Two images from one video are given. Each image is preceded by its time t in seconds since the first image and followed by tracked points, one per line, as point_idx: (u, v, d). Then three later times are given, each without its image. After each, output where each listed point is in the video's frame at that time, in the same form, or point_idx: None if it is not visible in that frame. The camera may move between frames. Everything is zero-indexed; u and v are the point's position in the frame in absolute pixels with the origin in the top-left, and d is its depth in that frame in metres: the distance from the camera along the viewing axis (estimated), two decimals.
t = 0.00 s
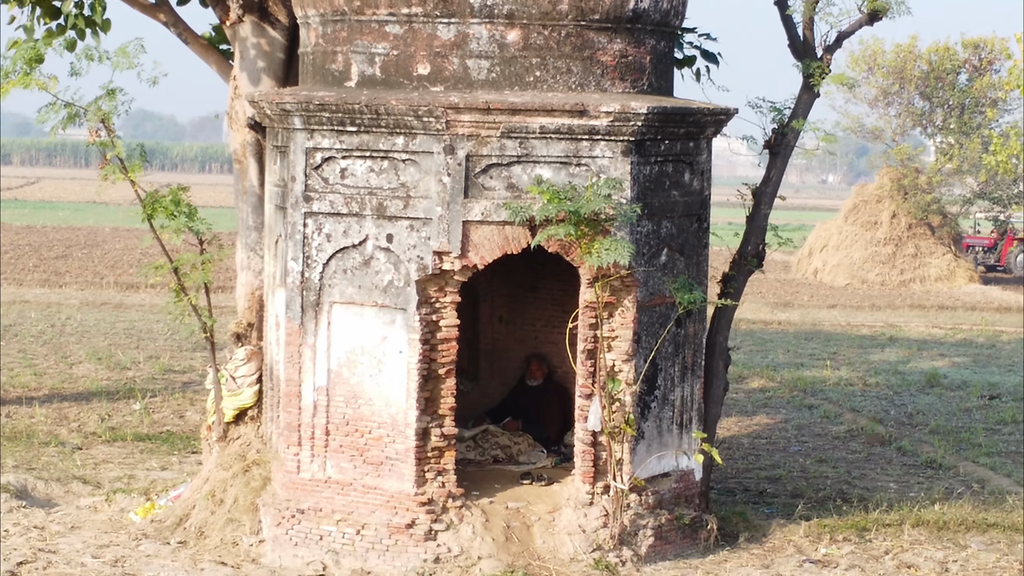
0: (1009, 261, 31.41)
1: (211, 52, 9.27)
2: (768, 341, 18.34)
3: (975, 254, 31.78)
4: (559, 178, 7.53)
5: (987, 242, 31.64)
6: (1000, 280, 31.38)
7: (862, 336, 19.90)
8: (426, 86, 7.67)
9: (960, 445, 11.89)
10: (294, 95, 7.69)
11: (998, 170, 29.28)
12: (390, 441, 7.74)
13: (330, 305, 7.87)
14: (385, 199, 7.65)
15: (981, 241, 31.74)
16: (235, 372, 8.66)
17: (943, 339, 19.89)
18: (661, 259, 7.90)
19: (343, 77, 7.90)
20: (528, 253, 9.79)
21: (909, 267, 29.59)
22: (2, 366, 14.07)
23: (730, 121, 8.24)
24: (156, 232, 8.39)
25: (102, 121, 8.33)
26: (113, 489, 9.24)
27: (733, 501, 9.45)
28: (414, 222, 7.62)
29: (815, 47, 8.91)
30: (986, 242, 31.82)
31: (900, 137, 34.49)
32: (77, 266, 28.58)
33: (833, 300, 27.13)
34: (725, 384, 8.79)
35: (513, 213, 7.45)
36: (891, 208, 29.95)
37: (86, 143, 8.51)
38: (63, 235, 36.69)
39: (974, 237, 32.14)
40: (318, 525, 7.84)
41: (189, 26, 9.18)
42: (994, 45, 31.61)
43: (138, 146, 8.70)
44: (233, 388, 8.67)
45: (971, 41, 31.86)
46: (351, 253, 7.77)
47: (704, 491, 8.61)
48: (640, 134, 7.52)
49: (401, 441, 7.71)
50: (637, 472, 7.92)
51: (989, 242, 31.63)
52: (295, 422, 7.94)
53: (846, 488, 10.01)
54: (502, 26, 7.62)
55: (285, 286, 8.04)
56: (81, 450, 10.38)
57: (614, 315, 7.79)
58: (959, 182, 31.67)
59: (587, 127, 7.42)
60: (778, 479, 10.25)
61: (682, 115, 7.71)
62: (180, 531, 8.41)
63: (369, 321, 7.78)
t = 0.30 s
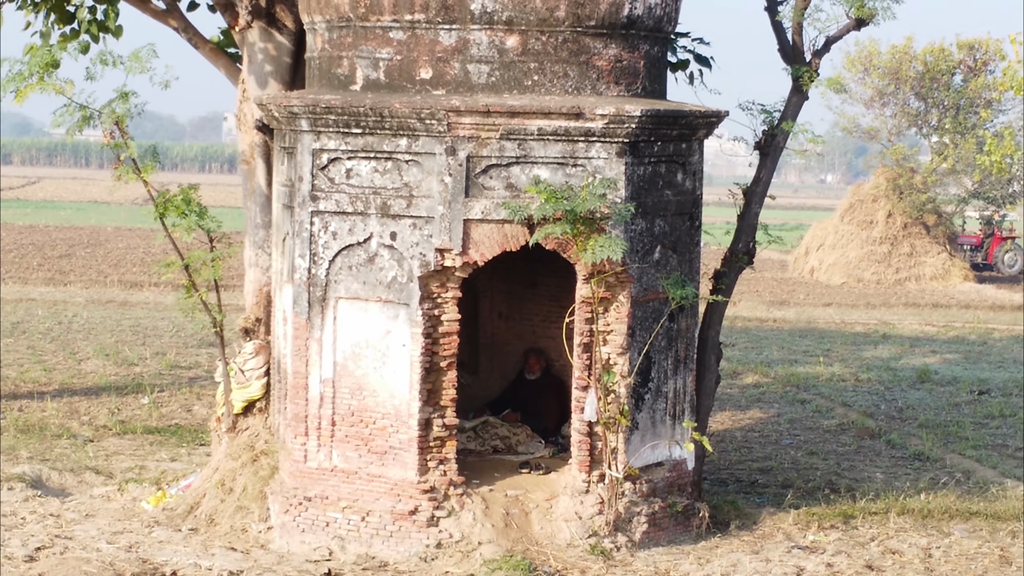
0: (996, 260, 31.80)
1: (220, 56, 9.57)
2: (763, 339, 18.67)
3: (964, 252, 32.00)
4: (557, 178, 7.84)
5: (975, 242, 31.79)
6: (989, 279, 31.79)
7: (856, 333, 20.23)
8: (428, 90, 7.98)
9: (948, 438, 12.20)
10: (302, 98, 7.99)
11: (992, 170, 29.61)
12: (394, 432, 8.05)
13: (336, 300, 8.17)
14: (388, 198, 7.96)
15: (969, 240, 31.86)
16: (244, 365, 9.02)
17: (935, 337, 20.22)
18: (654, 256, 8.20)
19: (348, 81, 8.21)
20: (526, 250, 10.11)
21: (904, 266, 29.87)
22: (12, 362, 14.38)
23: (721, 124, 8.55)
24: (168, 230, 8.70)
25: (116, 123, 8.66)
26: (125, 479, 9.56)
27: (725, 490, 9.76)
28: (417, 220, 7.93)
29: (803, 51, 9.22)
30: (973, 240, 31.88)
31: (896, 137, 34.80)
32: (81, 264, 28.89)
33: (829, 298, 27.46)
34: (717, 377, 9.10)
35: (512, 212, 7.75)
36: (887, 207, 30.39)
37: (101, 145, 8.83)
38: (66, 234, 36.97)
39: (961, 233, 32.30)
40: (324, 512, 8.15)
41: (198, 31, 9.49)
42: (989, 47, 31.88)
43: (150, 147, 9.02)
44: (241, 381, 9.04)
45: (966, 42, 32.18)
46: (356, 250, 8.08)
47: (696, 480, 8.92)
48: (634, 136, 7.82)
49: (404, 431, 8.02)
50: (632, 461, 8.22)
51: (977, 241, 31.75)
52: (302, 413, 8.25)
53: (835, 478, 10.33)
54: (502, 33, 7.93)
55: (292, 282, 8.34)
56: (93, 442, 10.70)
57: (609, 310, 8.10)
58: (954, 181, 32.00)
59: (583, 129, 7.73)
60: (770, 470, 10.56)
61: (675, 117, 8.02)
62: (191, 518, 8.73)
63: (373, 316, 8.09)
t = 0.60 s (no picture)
0: (984, 260, 32.35)
1: (229, 65, 9.91)
2: (758, 338, 19.01)
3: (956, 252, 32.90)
4: (554, 184, 8.17)
5: (961, 242, 32.63)
6: (979, 278, 32.39)
7: (849, 332, 20.56)
8: (431, 99, 8.31)
9: (935, 435, 12.53)
10: (309, 107, 8.33)
11: (986, 171, 29.94)
12: (397, 427, 8.37)
13: (342, 301, 8.50)
14: (392, 203, 8.29)
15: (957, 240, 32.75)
16: (253, 363, 9.36)
17: (928, 336, 20.55)
18: (648, 259, 8.53)
19: (354, 89, 8.54)
20: (524, 252, 10.43)
21: (900, 266, 30.19)
22: (22, 361, 14.71)
23: (713, 131, 8.88)
24: (180, 233, 9.04)
25: (130, 131, 8.99)
26: (137, 473, 9.89)
27: (717, 485, 10.09)
28: (420, 224, 8.26)
29: (792, 60, 9.55)
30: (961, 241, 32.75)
31: (891, 138, 35.12)
32: (85, 265, 29.20)
33: (824, 298, 27.79)
34: (710, 375, 9.42)
35: (512, 216, 8.08)
36: (882, 208, 30.76)
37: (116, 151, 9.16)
38: (68, 235, 37.26)
39: (954, 232, 33.12)
40: (331, 504, 8.48)
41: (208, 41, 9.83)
42: (983, 49, 32.20)
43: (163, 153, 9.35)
44: (250, 378, 9.36)
45: (961, 44, 32.50)
46: (361, 253, 8.41)
47: (689, 475, 9.26)
48: (628, 143, 8.15)
49: (407, 426, 8.34)
50: (626, 455, 8.55)
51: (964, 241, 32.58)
52: (309, 409, 8.58)
53: (824, 473, 10.66)
54: (501, 44, 8.25)
55: (300, 283, 8.67)
56: (105, 438, 11.03)
57: (605, 310, 8.42)
58: (948, 182, 32.33)
59: (579, 137, 8.05)
60: (761, 465, 10.89)
61: (667, 125, 8.36)
62: (202, 511, 9.06)
63: (378, 315, 8.42)
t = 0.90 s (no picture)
0: (973, 261, 32.74)
1: (238, 77, 10.26)
2: (752, 339, 19.37)
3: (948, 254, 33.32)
4: (552, 193, 8.51)
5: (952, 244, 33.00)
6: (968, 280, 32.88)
7: (842, 334, 20.92)
8: (433, 111, 8.65)
9: (923, 434, 12.89)
10: (317, 119, 8.68)
11: (980, 173, 30.29)
12: (401, 426, 8.72)
13: (348, 305, 8.85)
14: (396, 211, 8.63)
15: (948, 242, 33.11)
16: (262, 365, 9.73)
17: (920, 337, 20.91)
18: (642, 265, 8.88)
19: (359, 102, 8.89)
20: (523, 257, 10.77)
21: (895, 267, 30.58)
22: (33, 362, 15.06)
23: (704, 141, 9.22)
24: (192, 240, 9.39)
25: (144, 142, 9.33)
26: (149, 471, 10.24)
27: (709, 482, 10.44)
28: (423, 232, 8.60)
29: (781, 72, 9.91)
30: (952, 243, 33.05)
31: (887, 140, 35.49)
32: (90, 267, 29.57)
33: (820, 299, 28.13)
34: (703, 377, 9.77)
35: (511, 223, 8.43)
36: (878, 210, 30.91)
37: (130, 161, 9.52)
38: (72, 236, 37.62)
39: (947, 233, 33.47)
40: (337, 500, 8.83)
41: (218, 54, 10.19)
42: (978, 53, 32.61)
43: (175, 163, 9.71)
44: (259, 379, 9.73)
45: (955, 48, 32.89)
46: (366, 259, 8.75)
47: (682, 472, 9.61)
48: (623, 154, 8.50)
49: (410, 425, 8.69)
50: (621, 453, 8.90)
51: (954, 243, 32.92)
52: (316, 409, 8.92)
53: (813, 471, 11.00)
54: (501, 58, 8.60)
55: (307, 288, 9.02)
56: (116, 437, 11.38)
57: (600, 314, 8.76)
58: (943, 184, 32.68)
59: (576, 148, 8.40)
60: (753, 463, 11.24)
61: (660, 136, 8.70)
62: (213, 507, 9.42)
63: (382, 319, 8.76)
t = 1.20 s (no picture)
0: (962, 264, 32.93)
1: (247, 90, 10.62)
2: (747, 341, 19.74)
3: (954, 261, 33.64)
4: (550, 203, 8.87)
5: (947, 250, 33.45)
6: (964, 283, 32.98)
7: (836, 336, 21.29)
8: (436, 124, 9.02)
9: (911, 434, 13.26)
10: (324, 132, 9.04)
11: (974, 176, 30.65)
12: (405, 427, 9.08)
13: (354, 311, 9.21)
14: (401, 221, 9.00)
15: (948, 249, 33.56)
16: (270, 368, 10.09)
17: (913, 339, 21.28)
18: (636, 272, 9.24)
19: (365, 116, 9.25)
20: (523, 263, 11.14)
21: (891, 269, 30.98)
22: (44, 363, 15.42)
23: (697, 153, 9.59)
24: (203, 247, 9.76)
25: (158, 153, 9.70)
26: (162, 470, 10.60)
27: (702, 481, 10.79)
28: (426, 240, 8.97)
29: (772, 85, 10.28)
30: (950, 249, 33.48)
31: (883, 144, 35.88)
32: (95, 269, 29.94)
33: (816, 301, 28.49)
34: (696, 379, 10.14)
35: (511, 232, 8.79)
36: (874, 212, 31.41)
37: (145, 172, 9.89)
38: (76, 238, 37.99)
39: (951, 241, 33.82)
40: (343, 498, 9.19)
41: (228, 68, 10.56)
42: (972, 57, 32.96)
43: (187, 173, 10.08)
44: (268, 382, 10.09)
45: (950, 52, 33.24)
46: (372, 266, 9.11)
47: (675, 471, 9.98)
48: (618, 166, 8.86)
49: (414, 426, 9.05)
50: (617, 453, 9.26)
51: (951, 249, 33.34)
52: (323, 411, 9.29)
53: (803, 469, 11.36)
54: (501, 74, 8.96)
55: (315, 295, 9.38)
56: (128, 438, 11.74)
57: (596, 319, 9.12)
58: (938, 187, 33.04)
59: (573, 160, 8.76)
60: (745, 462, 11.60)
61: (654, 148, 9.07)
62: (224, 504, 9.78)
63: (387, 324, 9.13)
